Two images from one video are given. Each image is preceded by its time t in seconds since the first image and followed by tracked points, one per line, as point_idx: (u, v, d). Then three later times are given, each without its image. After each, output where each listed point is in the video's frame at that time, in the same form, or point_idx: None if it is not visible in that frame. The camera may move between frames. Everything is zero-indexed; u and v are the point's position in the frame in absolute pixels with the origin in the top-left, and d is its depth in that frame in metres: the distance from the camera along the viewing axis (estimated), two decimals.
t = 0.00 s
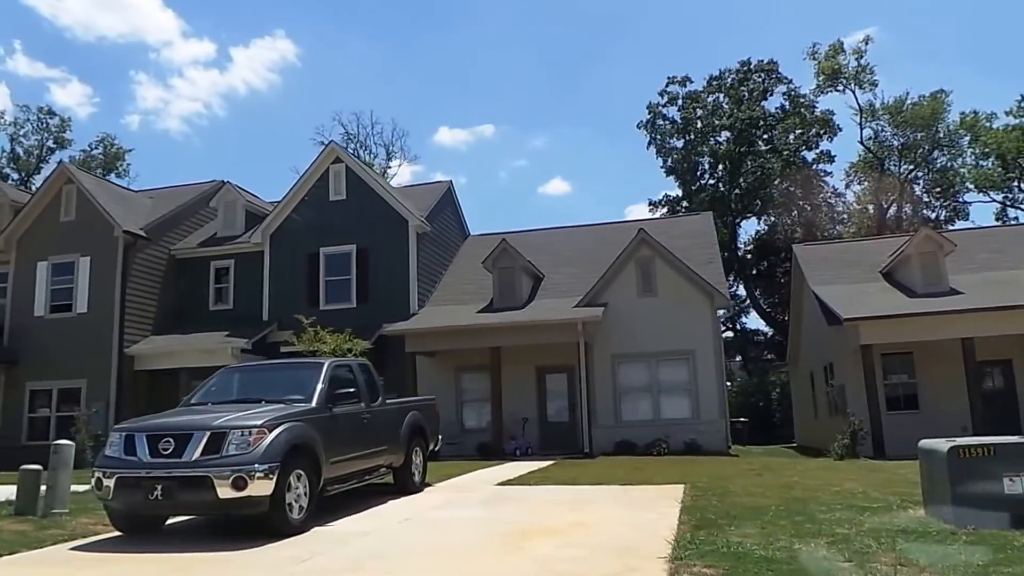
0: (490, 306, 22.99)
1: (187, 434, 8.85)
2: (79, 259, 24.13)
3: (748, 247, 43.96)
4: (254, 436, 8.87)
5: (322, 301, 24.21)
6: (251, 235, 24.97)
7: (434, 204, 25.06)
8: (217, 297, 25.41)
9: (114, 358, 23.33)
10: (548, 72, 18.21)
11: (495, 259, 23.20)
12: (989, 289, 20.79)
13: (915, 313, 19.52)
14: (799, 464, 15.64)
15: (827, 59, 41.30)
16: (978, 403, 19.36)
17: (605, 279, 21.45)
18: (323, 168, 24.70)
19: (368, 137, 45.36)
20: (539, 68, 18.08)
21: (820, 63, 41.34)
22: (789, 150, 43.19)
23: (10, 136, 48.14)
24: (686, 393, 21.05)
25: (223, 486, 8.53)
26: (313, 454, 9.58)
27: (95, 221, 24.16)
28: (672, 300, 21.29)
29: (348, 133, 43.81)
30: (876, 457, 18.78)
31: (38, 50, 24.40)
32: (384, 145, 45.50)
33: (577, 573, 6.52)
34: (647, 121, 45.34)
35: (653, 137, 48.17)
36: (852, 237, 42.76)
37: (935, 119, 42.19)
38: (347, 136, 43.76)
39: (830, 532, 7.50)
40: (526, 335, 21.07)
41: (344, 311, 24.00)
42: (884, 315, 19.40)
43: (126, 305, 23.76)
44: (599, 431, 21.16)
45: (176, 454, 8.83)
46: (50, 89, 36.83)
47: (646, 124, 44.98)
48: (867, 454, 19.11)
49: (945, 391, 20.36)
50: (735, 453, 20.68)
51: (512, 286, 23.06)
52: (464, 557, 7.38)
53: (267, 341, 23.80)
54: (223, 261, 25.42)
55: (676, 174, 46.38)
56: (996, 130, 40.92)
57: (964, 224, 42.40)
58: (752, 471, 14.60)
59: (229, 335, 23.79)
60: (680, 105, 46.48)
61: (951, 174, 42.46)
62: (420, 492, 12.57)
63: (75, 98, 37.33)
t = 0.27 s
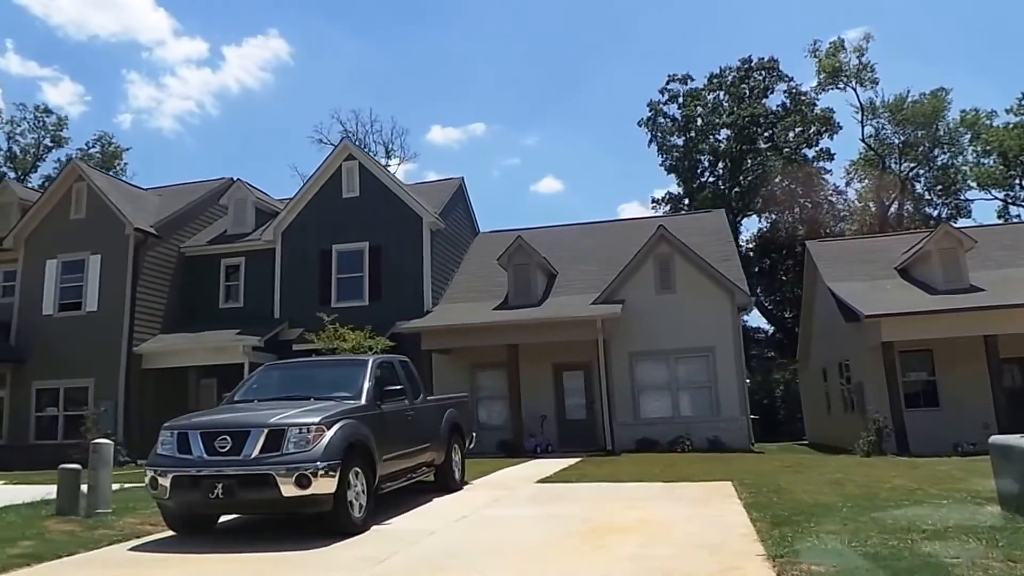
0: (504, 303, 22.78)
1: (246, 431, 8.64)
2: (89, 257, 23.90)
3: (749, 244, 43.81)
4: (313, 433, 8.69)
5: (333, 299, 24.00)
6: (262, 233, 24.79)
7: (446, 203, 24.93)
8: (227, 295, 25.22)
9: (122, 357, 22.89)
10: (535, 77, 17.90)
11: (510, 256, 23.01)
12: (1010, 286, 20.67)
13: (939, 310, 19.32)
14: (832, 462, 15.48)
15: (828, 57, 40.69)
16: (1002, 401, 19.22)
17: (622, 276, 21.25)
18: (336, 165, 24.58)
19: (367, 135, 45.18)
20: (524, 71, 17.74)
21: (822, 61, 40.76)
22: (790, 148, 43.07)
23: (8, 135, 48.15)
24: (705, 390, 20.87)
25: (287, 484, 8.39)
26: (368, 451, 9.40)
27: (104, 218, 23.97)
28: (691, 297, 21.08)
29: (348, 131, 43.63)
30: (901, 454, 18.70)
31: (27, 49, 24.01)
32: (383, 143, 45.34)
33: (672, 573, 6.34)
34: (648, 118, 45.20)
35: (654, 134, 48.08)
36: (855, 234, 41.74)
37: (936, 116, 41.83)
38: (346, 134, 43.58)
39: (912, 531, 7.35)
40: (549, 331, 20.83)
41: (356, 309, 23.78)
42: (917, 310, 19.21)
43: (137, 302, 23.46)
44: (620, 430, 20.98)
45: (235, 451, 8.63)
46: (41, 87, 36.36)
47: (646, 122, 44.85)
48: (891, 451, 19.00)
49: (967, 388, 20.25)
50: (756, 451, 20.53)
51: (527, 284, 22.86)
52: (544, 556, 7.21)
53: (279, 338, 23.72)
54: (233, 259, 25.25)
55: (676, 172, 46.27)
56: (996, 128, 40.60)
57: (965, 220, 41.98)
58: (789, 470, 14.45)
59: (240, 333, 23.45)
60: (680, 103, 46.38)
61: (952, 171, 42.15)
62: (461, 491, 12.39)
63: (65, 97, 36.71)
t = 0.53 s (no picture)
0: (521, 300, 22.57)
1: (306, 428, 8.42)
2: (102, 255, 23.64)
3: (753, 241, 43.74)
4: (374, 431, 8.48)
5: (345, 296, 23.65)
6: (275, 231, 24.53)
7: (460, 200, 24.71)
8: (239, 293, 24.91)
9: (134, 354, 22.44)
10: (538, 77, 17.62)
11: (527, 253, 22.79)
12: None
13: (966, 305, 19.11)
14: (868, 458, 15.36)
15: (832, 52, 40.59)
16: None
17: (642, 272, 20.99)
18: (349, 162, 24.35)
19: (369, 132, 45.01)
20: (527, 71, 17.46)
21: (825, 56, 40.66)
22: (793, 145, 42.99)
23: (6, 135, 48.03)
24: (726, 386, 20.61)
25: (351, 482, 8.21)
26: (426, 449, 9.19)
27: (117, 217, 23.75)
28: (711, 293, 20.86)
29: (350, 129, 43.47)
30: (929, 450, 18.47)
31: (23, 51, 23.66)
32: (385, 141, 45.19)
33: None
34: (650, 115, 45.12)
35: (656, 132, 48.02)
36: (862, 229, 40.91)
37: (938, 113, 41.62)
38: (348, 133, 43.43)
39: (1002, 531, 7.21)
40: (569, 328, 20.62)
41: (369, 306, 23.44)
42: (944, 305, 18.94)
43: (149, 300, 23.08)
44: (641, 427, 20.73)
45: (295, 449, 8.41)
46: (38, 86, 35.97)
47: (649, 119, 44.77)
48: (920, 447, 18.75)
49: (990, 383, 20.11)
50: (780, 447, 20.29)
51: (544, 280, 22.66)
52: (626, 558, 7.07)
53: (293, 337, 23.38)
54: (244, 257, 24.99)
55: (679, 168, 46.21)
56: (1000, 123, 40.43)
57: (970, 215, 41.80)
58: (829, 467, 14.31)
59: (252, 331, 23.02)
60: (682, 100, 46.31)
61: (955, 167, 41.93)
62: (504, 489, 12.21)
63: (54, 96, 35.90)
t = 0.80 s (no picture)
0: (541, 296, 22.38)
1: (373, 424, 8.25)
2: (115, 254, 23.45)
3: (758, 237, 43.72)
4: (441, 426, 8.31)
5: (361, 294, 23.44)
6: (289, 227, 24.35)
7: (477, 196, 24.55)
8: (253, 291, 24.72)
9: (150, 352, 22.19)
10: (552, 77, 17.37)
11: (546, 249, 22.59)
12: None
13: (994, 300, 18.98)
14: (905, 455, 15.29)
15: (838, 47, 40.47)
16: None
17: (664, 267, 20.82)
18: (364, 157, 24.17)
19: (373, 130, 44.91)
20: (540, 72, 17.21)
21: (831, 50, 40.53)
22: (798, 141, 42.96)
23: (5, 134, 47.84)
24: (749, 381, 20.48)
25: (420, 479, 8.04)
26: (489, 446, 9.04)
27: (131, 214, 23.55)
28: (734, 288, 20.72)
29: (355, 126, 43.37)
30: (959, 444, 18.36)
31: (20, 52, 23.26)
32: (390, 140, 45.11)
33: None
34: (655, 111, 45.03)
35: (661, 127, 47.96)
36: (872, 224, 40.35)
37: (946, 108, 41.47)
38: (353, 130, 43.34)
39: None
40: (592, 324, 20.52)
41: (386, 303, 23.24)
42: (969, 300, 18.77)
43: (164, 298, 22.87)
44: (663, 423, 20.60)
45: (361, 446, 8.24)
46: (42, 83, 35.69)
47: (654, 114, 44.70)
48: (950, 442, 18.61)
49: (1016, 378, 20.01)
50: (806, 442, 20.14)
51: (564, 277, 22.48)
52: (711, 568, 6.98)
53: (307, 334, 22.79)
54: (258, 255, 24.81)
55: (684, 164, 46.16)
56: (1006, 118, 40.33)
57: (977, 210, 41.77)
58: (869, 466, 14.24)
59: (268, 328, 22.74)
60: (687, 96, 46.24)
61: (962, 161, 41.84)
62: (549, 487, 12.10)
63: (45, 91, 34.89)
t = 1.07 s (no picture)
0: (564, 292, 22.26)
1: (441, 421, 8.14)
2: (133, 252, 23.28)
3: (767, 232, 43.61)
4: (511, 422, 8.27)
5: (382, 291, 23.30)
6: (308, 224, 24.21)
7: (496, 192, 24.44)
8: (271, 289, 24.55)
9: (171, 351, 22.06)
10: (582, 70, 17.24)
11: (569, 245, 22.46)
12: None
13: None
14: (944, 449, 15.19)
15: (849, 40, 40.36)
16: None
17: (690, 262, 20.73)
18: (384, 153, 24.04)
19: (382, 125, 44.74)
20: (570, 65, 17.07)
21: (843, 43, 40.43)
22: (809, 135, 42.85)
23: (8, 132, 47.66)
24: (777, 376, 20.40)
25: (490, 477, 7.97)
26: (552, 443, 8.96)
27: (149, 212, 23.39)
28: (761, 283, 20.64)
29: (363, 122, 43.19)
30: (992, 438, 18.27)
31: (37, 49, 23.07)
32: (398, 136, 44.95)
33: None
34: (665, 105, 44.89)
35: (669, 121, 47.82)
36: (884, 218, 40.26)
37: (958, 101, 41.37)
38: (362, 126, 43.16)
39: None
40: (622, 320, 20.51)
41: (408, 300, 23.12)
42: (1000, 293, 18.69)
43: (184, 295, 22.72)
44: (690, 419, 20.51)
45: (429, 443, 8.12)
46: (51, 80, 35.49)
47: (663, 109, 44.57)
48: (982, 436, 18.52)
49: None
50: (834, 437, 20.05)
51: (587, 272, 22.34)
52: (797, 566, 6.87)
53: (328, 332, 22.45)
54: (275, 251, 24.63)
55: (693, 159, 46.03)
56: (1018, 111, 40.23)
57: (989, 204, 41.70)
58: (911, 460, 14.14)
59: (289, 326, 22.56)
60: (695, 90, 46.10)
61: (973, 155, 41.72)
62: (596, 483, 11.99)
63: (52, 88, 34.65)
